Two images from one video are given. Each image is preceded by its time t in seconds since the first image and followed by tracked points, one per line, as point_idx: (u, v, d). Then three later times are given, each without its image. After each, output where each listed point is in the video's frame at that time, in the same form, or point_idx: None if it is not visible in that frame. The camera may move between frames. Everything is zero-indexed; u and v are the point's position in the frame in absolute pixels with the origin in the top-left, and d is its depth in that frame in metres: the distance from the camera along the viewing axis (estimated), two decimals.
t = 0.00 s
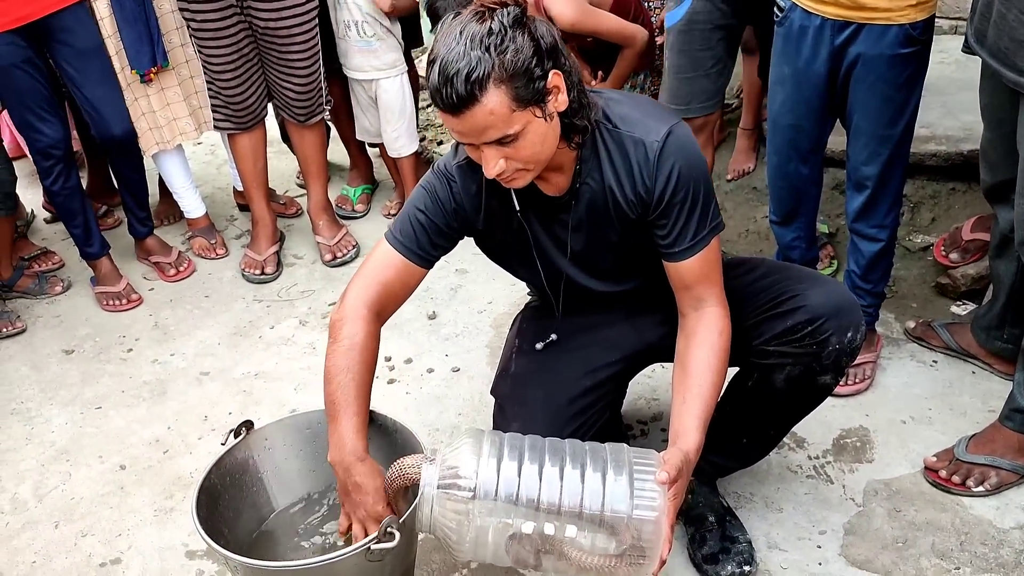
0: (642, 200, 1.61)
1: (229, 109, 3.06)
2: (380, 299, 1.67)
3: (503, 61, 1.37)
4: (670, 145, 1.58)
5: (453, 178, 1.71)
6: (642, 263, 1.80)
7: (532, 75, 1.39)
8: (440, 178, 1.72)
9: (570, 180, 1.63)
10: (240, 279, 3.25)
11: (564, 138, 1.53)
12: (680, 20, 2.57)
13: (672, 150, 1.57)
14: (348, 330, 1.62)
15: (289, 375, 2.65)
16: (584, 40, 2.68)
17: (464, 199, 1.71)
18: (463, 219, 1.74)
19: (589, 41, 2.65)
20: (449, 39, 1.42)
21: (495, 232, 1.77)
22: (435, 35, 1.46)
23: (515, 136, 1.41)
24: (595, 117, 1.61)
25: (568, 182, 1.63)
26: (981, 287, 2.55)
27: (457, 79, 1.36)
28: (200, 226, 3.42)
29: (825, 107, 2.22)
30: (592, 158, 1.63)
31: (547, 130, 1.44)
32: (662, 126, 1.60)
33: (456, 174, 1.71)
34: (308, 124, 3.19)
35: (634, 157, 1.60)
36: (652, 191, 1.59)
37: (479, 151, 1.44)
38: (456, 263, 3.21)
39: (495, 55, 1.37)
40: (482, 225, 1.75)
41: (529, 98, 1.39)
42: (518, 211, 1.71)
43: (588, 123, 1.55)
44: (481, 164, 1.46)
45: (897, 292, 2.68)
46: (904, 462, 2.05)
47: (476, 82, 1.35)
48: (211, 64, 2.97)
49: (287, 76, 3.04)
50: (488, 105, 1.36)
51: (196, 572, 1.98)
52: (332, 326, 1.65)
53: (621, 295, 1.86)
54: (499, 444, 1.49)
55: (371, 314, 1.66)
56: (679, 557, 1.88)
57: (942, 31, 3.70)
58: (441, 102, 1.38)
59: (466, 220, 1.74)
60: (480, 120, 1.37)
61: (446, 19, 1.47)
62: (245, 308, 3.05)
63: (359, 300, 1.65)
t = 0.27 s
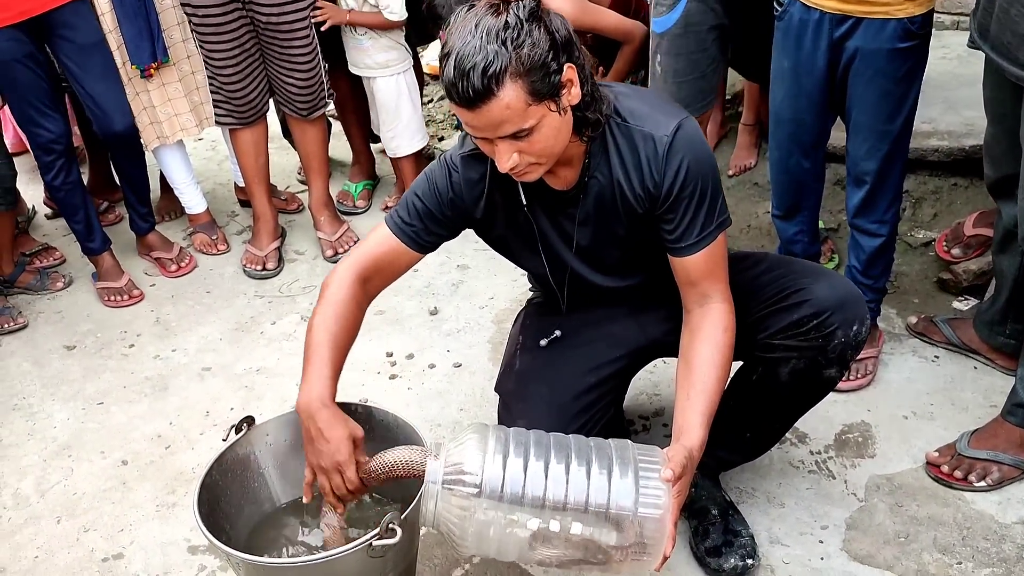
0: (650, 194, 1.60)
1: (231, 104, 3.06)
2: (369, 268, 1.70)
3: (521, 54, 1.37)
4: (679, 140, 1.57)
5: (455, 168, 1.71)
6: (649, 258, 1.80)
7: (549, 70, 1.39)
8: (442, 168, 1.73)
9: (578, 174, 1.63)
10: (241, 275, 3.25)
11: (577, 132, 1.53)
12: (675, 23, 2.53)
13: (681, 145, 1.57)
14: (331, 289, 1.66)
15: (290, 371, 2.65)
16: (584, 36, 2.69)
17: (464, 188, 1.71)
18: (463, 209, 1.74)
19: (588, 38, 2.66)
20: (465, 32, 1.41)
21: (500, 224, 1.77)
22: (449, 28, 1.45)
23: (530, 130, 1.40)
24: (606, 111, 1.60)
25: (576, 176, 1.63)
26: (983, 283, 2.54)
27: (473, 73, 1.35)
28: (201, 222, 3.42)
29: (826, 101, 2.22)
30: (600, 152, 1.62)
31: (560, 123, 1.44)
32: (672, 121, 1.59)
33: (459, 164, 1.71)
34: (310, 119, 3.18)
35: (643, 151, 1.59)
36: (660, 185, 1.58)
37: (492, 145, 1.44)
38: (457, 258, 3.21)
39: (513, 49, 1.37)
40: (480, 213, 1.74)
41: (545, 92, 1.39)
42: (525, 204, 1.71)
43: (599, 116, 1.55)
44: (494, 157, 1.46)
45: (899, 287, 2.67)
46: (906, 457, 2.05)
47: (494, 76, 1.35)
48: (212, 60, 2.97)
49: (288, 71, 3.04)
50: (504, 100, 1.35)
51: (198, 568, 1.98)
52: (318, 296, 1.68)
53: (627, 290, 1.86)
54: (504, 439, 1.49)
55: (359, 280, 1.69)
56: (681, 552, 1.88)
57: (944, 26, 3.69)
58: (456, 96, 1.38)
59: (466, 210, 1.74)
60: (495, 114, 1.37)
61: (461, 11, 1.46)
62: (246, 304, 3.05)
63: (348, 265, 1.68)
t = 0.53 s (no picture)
0: (647, 194, 1.60)
1: (229, 101, 3.06)
2: (357, 241, 1.71)
3: (522, 53, 1.37)
4: (678, 141, 1.57)
5: (453, 158, 1.72)
6: (647, 259, 1.80)
7: (550, 68, 1.39)
8: (441, 157, 1.74)
9: (576, 172, 1.63)
10: (239, 272, 3.25)
11: (577, 131, 1.54)
12: (671, 25, 2.51)
13: (679, 146, 1.57)
14: (315, 254, 1.67)
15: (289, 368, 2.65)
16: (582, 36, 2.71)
17: (457, 178, 1.71)
18: (454, 199, 1.74)
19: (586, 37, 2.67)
20: (466, 30, 1.41)
21: (496, 220, 1.77)
22: (450, 26, 1.45)
23: (531, 129, 1.41)
24: (605, 111, 1.60)
25: (573, 175, 1.63)
26: (981, 282, 2.55)
27: (475, 71, 1.35)
28: (200, 219, 3.42)
29: (824, 100, 2.22)
30: (598, 150, 1.63)
31: (561, 122, 1.44)
32: (670, 122, 1.59)
33: (456, 155, 1.72)
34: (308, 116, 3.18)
35: (641, 151, 1.59)
36: (657, 185, 1.58)
37: (492, 143, 1.44)
38: (456, 256, 3.21)
39: (514, 47, 1.37)
40: (472, 206, 1.74)
41: (546, 91, 1.39)
42: (522, 203, 1.71)
43: (599, 115, 1.55)
44: (494, 155, 1.46)
45: (897, 287, 2.68)
46: (903, 455, 2.06)
47: (495, 74, 1.35)
48: (212, 56, 2.96)
49: (287, 67, 3.04)
50: (504, 99, 1.35)
51: (197, 564, 1.98)
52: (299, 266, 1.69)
53: (624, 290, 1.86)
54: (504, 440, 1.49)
55: (344, 252, 1.70)
56: (679, 551, 1.89)
57: (943, 25, 3.69)
58: (457, 93, 1.38)
59: (458, 200, 1.74)
60: (495, 113, 1.37)
61: (461, 9, 1.46)
62: (245, 301, 3.05)
63: (335, 235, 1.70)
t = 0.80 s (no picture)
0: (642, 194, 1.60)
1: (225, 95, 3.05)
2: (358, 238, 1.71)
3: (517, 51, 1.37)
4: (673, 141, 1.57)
5: (449, 152, 1.72)
6: (642, 258, 1.80)
7: (545, 66, 1.39)
8: (438, 152, 1.74)
9: (571, 170, 1.63)
10: (233, 267, 3.24)
11: (572, 128, 1.54)
12: (685, 21, 2.51)
13: (675, 146, 1.57)
14: (316, 254, 1.67)
15: (283, 363, 2.64)
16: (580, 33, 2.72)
17: (454, 172, 1.72)
18: (452, 194, 1.74)
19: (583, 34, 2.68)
20: (461, 27, 1.41)
21: (492, 217, 1.77)
22: (445, 22, 1.45)
23: (526, 127, 1.40)
24: (601, 110, 1.60)
25: (568, 173, 1.63)
26: (975, 282, 2.55)
27: (470, 68, 1.35)
28: (195, 214, 3.41)
29: (822, 100, 2.23)
30: (594, 148, 1.62)
31: (556, 119, 1.44)
32: (666, 122, 1.59)
33: (453, 149, 1.72)
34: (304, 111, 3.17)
35: (636, 150, 1.59)
36: (652, 185, 1.58)
37: (487, 140, 1.44)
38: (451, 253, 3.21)
39: (510, 45, 1.37)
40: (470, 201, 1.74)
41: (542, 88, 1.39)
42: (517, 200, 1.72)
43: (595, 113, 1.55)
44: (489, 153, 1.46)
45: (891, 286, 2.68)
46: (896, 454, 2.06)
47: (490, 72, 1.34)
48: (208, 51, 2.95)
49: (283, 62, 3.03)
50: (499, 96, 1.35)
51: (190, 559, 1.98)
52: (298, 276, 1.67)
53: (618, 288, 1.86)
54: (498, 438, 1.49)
55: (345, 250, 1.69)
56: (672, 548, 1.89)
57: (939, 26, 3.70)
58: (452, 91, 1.37)
59: (456, 195, 1.74)
60: (491, 110, 1.37)
61: (457, 6, 1.46)
62: (239, 296, 3.04)
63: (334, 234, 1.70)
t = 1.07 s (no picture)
0: (635, 194, 1.61)
1: (220, 89, 3.04)
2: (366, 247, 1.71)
3: (510, 52, 1.37)
4: (665, 142, 1.57)
5: (442, 155, 1.72)
6: (634, 257, 1.81)
7: (538, 67, 1.39)
8: (429, 154, 1.73)
9: (563, 170, 1.64)
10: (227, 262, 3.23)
11: (564, 128, 1.54)
12: (686, 18, 2.51)
13: (667, 146, 1.57)
14: (329, 269, 1.66)
15: (277, 358, 2.64)
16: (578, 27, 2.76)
17: (449, 175, 1.71)
18: (449, 197, 1.74)
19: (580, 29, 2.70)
20: (454, 28, 1.41)
21: (486, 216, 1.77)
22: (438, 22, 1.45)
23: (518, 127, 1.41)
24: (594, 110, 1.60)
25: (561, 173, 1.64)
26: (966, 283, 2.57)
27: (462, 69, 1.35)
28: (188, 208, 3.40)
29: (818, 100, 2.23)
30: (587, 149, 1.63)
31: (549, 120, 1.44)
32: (659, 123, 1.60)
33: (445, 151, 1.71)
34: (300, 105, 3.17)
35: (629, 151, 1.60)
36: (644, 185, 1.59)
37: (480, 141, 1.44)
38: (445, 249, 3.21)
39: (502, 46, 1.37)
40: (467, 202, 1.74)
41: (534, 89, 1.39)
42: (510, 200, 1.72)
43: (588, 113, 1.56)
44: (482, 153, 1.47)
45: (883, 287, 2.70)
46: (886, 454, 2.08)
47: (483, 73, 1.34)
48: (202, 44, 2.95)
49: (279, 56, 3.02)
50: (492, 98, 1.35)
51: (181, 553, 1.97)
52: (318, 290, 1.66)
53: (610, 286, 1.87)
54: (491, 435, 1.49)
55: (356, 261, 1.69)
56: (663, 546, 1.90)
57: (933, 28, 3.72)
58: (444, 91, 1.38)
59: (452, 197, 1.74)
60: (483, 111, 1.37)
61: (449, 6, 1.46)
62: (233, 291, 3.04)
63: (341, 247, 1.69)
